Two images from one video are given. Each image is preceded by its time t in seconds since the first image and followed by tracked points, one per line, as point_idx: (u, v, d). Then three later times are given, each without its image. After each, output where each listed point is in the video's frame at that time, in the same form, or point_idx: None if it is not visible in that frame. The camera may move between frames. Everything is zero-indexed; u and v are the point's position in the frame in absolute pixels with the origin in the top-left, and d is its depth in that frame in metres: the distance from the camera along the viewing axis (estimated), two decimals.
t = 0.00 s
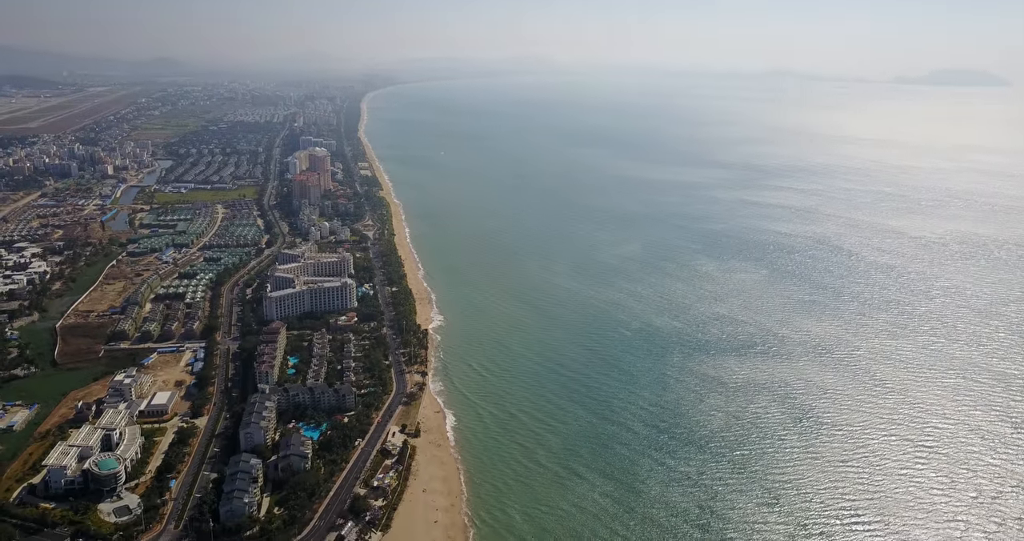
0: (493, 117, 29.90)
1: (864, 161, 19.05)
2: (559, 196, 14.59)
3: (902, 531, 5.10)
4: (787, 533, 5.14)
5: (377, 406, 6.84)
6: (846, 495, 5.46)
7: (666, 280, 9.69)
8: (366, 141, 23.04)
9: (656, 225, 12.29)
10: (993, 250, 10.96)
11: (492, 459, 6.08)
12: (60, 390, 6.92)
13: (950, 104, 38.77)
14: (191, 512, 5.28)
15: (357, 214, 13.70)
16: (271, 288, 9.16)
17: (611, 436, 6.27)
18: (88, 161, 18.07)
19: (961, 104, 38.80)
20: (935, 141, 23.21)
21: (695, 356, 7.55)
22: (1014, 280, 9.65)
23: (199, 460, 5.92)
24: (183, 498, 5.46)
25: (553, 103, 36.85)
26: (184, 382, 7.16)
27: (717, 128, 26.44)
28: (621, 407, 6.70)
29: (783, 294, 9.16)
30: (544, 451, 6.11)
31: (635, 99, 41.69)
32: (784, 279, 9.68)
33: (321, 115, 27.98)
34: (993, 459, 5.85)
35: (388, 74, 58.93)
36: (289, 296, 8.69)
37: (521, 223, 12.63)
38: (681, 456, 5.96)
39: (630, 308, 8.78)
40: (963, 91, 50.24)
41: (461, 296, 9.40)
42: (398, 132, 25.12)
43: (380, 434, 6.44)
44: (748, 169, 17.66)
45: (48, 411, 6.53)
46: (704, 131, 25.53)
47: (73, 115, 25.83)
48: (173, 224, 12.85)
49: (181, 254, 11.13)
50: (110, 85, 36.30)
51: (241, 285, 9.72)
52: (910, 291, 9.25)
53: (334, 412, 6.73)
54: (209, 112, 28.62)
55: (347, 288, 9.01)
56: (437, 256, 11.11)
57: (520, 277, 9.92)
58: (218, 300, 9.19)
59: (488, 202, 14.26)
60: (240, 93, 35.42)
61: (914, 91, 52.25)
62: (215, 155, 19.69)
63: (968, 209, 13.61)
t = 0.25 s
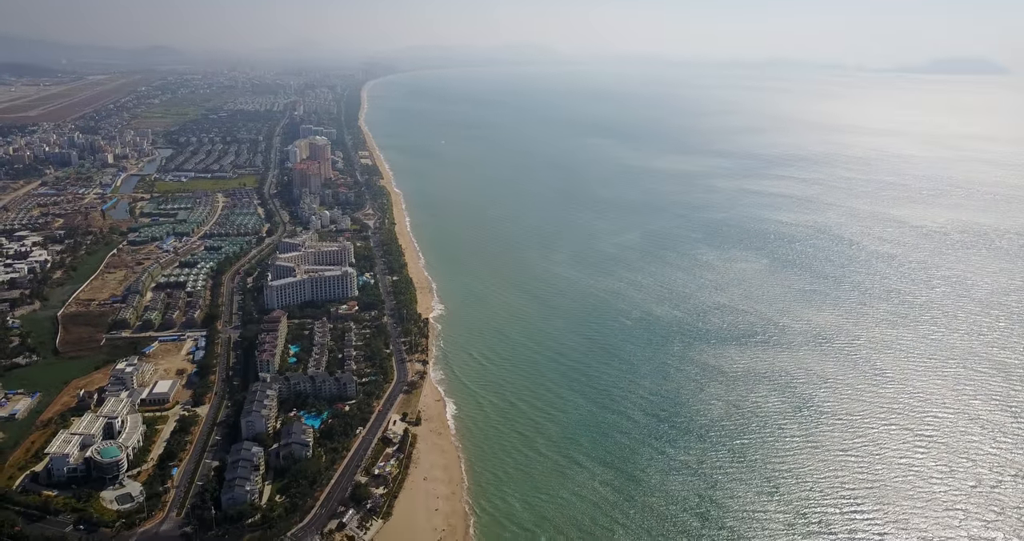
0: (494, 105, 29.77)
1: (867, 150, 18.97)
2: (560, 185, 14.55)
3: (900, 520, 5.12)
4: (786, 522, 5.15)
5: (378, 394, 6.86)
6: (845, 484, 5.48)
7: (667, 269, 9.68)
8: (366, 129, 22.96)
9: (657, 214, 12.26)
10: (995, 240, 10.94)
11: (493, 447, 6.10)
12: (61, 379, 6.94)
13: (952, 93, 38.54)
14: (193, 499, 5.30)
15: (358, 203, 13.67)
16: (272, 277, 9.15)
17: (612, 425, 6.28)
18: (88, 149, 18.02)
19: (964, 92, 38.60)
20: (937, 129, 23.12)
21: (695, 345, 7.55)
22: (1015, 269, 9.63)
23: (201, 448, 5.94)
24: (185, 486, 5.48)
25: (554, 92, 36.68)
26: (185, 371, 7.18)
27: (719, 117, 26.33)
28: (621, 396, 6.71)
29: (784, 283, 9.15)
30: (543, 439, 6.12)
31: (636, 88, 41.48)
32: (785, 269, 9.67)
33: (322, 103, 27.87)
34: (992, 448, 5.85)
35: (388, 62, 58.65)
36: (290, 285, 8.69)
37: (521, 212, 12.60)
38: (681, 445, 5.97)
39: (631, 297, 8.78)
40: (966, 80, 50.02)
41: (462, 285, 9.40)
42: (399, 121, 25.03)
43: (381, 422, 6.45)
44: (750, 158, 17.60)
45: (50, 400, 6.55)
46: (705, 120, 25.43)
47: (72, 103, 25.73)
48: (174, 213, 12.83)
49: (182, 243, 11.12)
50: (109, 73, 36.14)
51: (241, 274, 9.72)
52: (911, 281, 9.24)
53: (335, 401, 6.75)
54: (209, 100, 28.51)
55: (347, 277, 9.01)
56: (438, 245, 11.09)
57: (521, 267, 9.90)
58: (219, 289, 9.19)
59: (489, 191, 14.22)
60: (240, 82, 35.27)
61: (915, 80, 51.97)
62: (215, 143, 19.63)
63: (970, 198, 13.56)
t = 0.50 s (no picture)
0: (494, 94, 29.66)
1: (869, 139, 18.90)
2: (561, 174, 14.50)
3: (899, 509, 5.14)
4: (785, 511, 5.17)
5: (379, 383, 6.87)
6: (845, 474, 5.49)
7: (668, 258, 9.67)
8: (367, 118, 22.88)
9: (659, 204, 12.23)
10: (996, 229, 10.91)
11: (493, 436, 6.11)
12: (63, 367, 6.95)
13: (954, 81, 38.33)
14: (195, 487, 5.32)
15: (359, 191, 13.64)
16: (273, 265, 9.15)
17: (612, 414, 6.29)
18: (89, 138, 17.98)
19: (967, 81, 38.42)
20: (939, 118, 23.02)
21: (696, 335, 7.55)
22: (1016, 258, 9.62)
23: (202, 436, 5.96)
24: (186, 474, 5.50)
25: (555, 81, 36.51)
26: (186, 359, 7.19)
27: (721, 106, 26.21)
28: (621, 385, 6.72)
29: (785, 273, 9.14)
30: (543, 428, 6.14)
31: (638, 77, 41.29)
32: (786, 258, 9.65)
33: (322, 92, 27.76)
34: (993, 438, 5.86)
35: (389, 50, 58.37)
36: (291, 274, 8.69)
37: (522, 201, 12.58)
38: (681, 435, 5.98)
39: (633, 287, 8.77)
40: (969, 68, 49.80)
41: (463, 274, 9.40)
42: (399, 109, 24.93)
43: (382, 411, 6.47)
44: (751, 147, 17.53)
45: (52, 388, 6.57)
46: (707, 108, 25.32)
47: (72, 91, 25.67)
48: (174, 201, 12.82)
49: (182, 232, 11.12)
50: (109, 61, 36.03)
51: (242, 263, 9.72)
52: (912, 270, 9.23)
53: (336, 389, 6.76)
54: (209, 89, 28.41)
55: (348, 266, 9.00)
56: (439, 234, 11.08)
57: (522, 256, 9.89)
58: (220, 277, 9.20)
59: (490, 180, 14.18)
60: (240, 70, 35.13)
61: (918, 68, 51.62)
62: (216, 132, 19.59)
63: (972, 187, 13.52)
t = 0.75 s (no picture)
0: (495, 82, 29.54)
1: (871, 128, 18.82)
2: (562, 162, 14.45)
3: (898, 498, 5.15)
4: (785, 500, 5.18)
5: (380, 372, 6.88)
6: (845, 463, 5.50)
7: (669, 247, 9.65)
8: (367, 106, 22.79)
9: (660, 193, 12.20)
10: (998, 218, 10.88)
11: (493, 425, 6.13)
12: (64, 356, 6.96)
13: (956, 69, 38.16)
14: (197, 475, 5.34)
15: (359, 180, 13.61)
16: (273, 254, 9.14)
17: (612, 403, 6.29)
18: (88, 126, 17.93)
19: (970, 69, 38.21)
20: (940, 107, 22.93)
21: (697, 324, 7.54)
22: (1017, 247, 9.61)
23: (204, 424, 5.98)
24: (188, 462, 5.52)
25: (557, 69, 36.35)
26: (187, 348, 7.20)
27: (722, 94, 26.09)
28: (621, 375, 6.72)
29: (786, 262, 9.13)
30: (543, 417, 6.14)
31: (640, 65, 41.07)
32: (787, 247, 9.64)
33: (322, 80, 27.64)
34: (992, 427, 5.87)
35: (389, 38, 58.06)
36: (291, 263, 8.68)
37: (523, 189, 12.55)
38: (680, 424, 5.99)
39: (634, 276, 8.76)
40: (973, 57, 49.51)
41: (464, 263, 9.39)
42: (400, 97, 24.83)
43: (382, 399, 6.48)
44: (753, 136, 17.47)
45: (53, 377, 6.58)
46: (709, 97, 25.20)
47: (72, 79, 25.57)
48: (175, 190, 12.79)
49: (183, 220, 11.10)
50: (109, 49, 35.87)
51: (243, 252, 9.72)
52: (913, 259, 9.22)
53: (337, 378, 6.77)
54: (209, 77, 28.29)
55: (349, 255, 9.00)
56: (440, 223, 11.06)
57: (523, 245, 9.87)
58: (221, 266, 9.19)
59: (491, 169, 14.14)
60: (240, 58, 34.96)
61: (921, 57, 51.41)
62: (216, 120, 19.52)
63: (974, 176, 13.47)
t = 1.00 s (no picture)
0: (496, 71, 29.41)
1: (873, 117, 18.73)
2: (563, 151, 14.41)
3: (897, 487, 5.17)
4: (784, 489, 5.19)
5: (381, 360, 6.88)
6: (845, 453, 5.51)
7: (670, 237, 9.64)
8: (368, 95, 22.70)
9: (661, 182, 12.16)
10: (1000, 207, 10.85)
11: (493, 414, 6.14)
12: (66, 344, 6.97)
13: (960, 58, 37.92)
14: (199, 463, 5.36)
15: (360, 169, 13.57)
16: (273, 243, 9.12)
17: (613, 393, 6.30)
18: (88, 115, 17.86)
19: (973, 57, 37.98)
20: (943, 96, 22.81)
21: (698, 314, 7.54)
22: (1019, 237, 9.58)
23: (205, 413, 5.99)
24: (190, 450, 5.54)
25: (558, 57, 36.16)
26: (189, 337, 7.21)
27: (724, 83, 25.96)
28: (622, 364, 6.72)
29: (787, 251, 9.11)
30: (543, 407, 6.15)
31: (641, 53, 40.86)
32: (788, 236, 9.62)
33: (322, 68, 27.51)
34: (992, 417, 5.87)
35: (390, 26, 57.74)
36: (292, 252, 8.67)
37: (524, 179, 12.51)
38: (680, 414, 6.00)
39: (635, 266, 8.75)
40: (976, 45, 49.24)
41: (464, 252, 9.38)
42: (400, 86, 24.73)
43: (383, 388, 6.49)
44: (754, 125, 17.40)
45: (55, 365, 6.59)
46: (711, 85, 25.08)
47: (71, 68, 25.46)
48: (175, 179, 12.76)
49: (183, 210, 11.09)
50: (108, 37, 35.70)
51: (244, 241, 9.70)
52: (914, 248, 9.20)
53: (338, 367, 6.78)
54: (209, 65, 28.15)
55: (350, 244, 8.98)
56: (440, 212, 11.04)
57: (523, 235, 9.85)
58: (222, 256, 9.18)
59: (492, 158, 14.09)
60: (240, 46, 34.78)
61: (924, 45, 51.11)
62: (216, 109, 19.45)
63: (976, 165, 13.42)
